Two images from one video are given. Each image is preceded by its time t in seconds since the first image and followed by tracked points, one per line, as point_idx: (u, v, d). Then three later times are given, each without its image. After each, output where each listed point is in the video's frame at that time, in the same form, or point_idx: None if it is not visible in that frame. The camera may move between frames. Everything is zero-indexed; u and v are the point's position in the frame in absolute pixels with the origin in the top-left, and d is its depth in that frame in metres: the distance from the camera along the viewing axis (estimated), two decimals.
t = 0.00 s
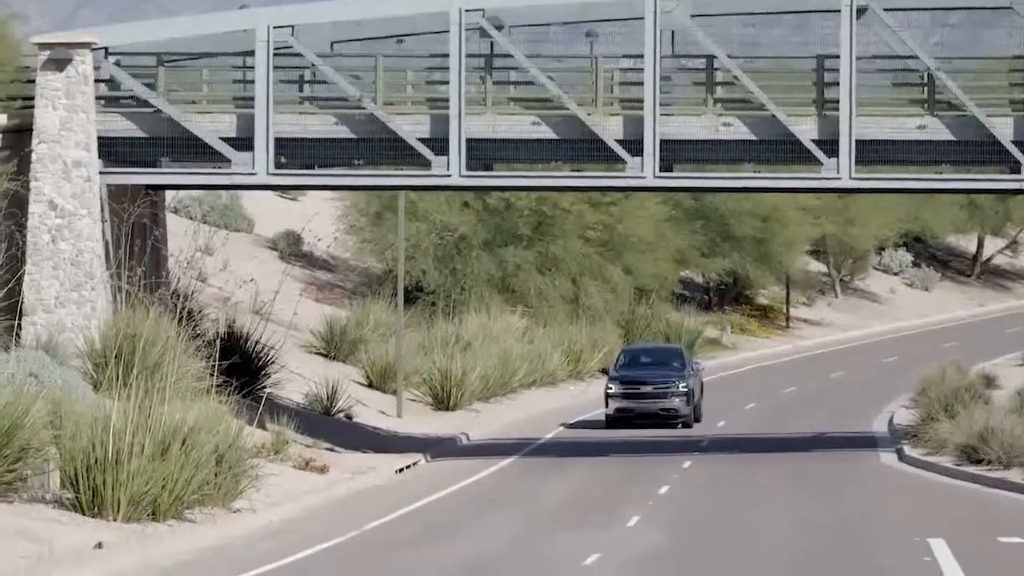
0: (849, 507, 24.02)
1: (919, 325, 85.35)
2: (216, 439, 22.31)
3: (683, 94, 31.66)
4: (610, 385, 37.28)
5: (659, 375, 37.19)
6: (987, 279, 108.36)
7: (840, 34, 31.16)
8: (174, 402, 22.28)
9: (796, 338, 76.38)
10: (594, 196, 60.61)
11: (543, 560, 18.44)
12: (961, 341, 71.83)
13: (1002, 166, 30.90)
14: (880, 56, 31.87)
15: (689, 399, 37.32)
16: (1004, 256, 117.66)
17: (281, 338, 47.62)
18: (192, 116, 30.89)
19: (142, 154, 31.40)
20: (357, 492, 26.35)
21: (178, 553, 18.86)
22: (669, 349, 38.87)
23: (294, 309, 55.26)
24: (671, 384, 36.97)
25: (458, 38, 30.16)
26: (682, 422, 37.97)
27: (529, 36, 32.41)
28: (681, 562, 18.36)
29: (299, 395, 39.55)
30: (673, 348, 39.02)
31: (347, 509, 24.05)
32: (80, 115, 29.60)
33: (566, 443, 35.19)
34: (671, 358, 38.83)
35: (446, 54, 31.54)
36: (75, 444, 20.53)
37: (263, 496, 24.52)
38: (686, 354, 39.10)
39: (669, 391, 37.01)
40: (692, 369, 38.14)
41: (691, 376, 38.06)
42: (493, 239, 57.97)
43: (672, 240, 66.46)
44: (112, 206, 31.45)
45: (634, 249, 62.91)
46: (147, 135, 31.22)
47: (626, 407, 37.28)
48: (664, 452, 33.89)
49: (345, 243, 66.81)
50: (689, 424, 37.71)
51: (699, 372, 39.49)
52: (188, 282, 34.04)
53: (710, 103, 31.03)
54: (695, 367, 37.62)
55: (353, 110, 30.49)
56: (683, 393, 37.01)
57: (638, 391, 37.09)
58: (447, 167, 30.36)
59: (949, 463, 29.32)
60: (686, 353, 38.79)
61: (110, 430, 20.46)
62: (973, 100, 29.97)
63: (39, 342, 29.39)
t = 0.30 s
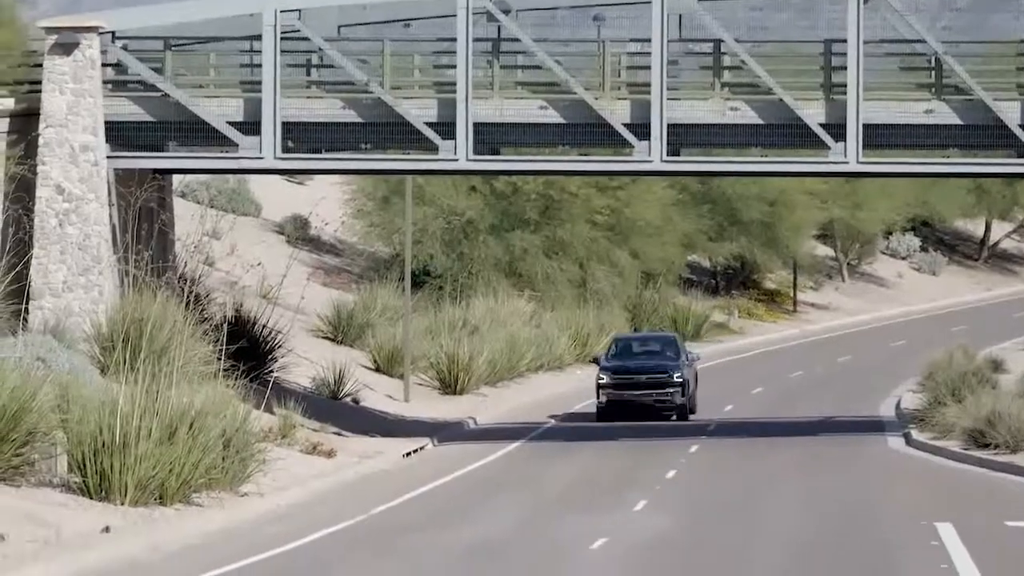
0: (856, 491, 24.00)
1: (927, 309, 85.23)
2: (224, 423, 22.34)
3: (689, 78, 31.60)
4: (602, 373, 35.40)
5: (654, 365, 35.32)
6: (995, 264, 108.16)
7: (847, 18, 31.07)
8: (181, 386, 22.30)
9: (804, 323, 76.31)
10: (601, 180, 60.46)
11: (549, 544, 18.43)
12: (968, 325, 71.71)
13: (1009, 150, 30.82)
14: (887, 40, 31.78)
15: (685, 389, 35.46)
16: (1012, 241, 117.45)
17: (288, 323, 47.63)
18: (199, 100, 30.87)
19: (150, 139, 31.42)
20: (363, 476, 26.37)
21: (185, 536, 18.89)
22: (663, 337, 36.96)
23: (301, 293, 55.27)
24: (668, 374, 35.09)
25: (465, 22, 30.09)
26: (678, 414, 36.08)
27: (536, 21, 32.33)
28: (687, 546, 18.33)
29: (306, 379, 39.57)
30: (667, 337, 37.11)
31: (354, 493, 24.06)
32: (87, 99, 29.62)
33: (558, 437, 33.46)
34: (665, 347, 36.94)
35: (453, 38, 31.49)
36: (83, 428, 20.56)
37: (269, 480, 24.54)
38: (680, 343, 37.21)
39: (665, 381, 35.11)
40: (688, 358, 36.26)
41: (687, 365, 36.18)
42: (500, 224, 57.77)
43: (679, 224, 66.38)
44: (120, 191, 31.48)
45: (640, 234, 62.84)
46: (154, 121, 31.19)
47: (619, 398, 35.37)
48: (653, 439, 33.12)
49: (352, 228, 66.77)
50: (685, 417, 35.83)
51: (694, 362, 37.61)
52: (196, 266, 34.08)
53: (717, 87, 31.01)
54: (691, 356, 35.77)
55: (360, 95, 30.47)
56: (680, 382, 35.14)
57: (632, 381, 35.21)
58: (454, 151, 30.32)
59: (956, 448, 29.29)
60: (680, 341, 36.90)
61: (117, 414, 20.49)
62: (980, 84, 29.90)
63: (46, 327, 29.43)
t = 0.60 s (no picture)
0: (863, 472, 24.03)
1: (935, 292, 85.18)
2: (232, 405, 22.36)
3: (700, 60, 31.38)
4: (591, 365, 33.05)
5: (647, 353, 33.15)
6: (1002, 246, 108.05)
7: None
8: (189, 368, 22.31)
9: (811, 305, 76.28)
10: (609, 161, 60.40)
11: (557, 527, 18.43)
12: (977, 307, 71.70)
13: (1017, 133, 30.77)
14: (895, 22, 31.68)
15: (681, 379, 33.28)
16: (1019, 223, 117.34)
17: (296, 305, 47.67)
18: (208, 82, 30.93)
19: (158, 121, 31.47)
20: (371, 459, 26.37)
21: (194, 518, 18.93)
22: (656, 325, 34.87)
23: (308, 275, 55.30)
24: (661, 363, 32.93)
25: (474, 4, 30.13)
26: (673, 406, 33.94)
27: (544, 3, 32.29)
28: (695, 529, 18.32)
29: (314, 361, 39.60)
30: (660, 325, 35.04)
31: (362, 475, 24.10)
32: (95, 81, 29.60)
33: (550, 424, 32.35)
34: (658, 335, 34.86)
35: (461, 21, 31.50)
36: (91, 410, 20.60)
37: (278, 462, 24.58)
38: (673, 331, 35.14)
39: (659, 371, 32.90)
40: (683, 347, 34.14)
41: (681, 354, 34.04)
42: (507, 206, 57.69)
43: (686, 206, 66.34)
44: (128, 173, 31.52)
45: (648, 216, 62.77)
46: (162, 103, 31.24)
47: (610, 389, 33.15)
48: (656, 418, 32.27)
49: (359, 210, 66.77)
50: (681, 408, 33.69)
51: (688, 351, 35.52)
52: (203, 248, 34.10)
53: (725, 69, 31.03)
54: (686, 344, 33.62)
55: (368, 77, 30.46)
56: (674, 371, 32.99)
57: (624, 372, 33.00)
58: (462, 133, 30.37)
59: (963, 430, 29.32)
60: (673, 329, 34.81)
61: (126, 396, 20.52)
62: (988, 66, 29.93)
63: (55, 309, 29.41)
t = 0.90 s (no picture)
0: (869, 458, 24.01)
1: (943, 277, 85.06)
2: (240, 390, 22.39)
3: (704, 45, 31.43)
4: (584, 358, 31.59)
5: (641, 346, 31.68)
6: (1010, 232, 107.85)
7: None
8: (196, 353, 22.34)
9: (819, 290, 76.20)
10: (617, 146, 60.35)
11: (565, 513, 18.42)
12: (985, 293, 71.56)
13: None
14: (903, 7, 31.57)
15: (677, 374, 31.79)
16: None
17: (304, 290, 47.70)
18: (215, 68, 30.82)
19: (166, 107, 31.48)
20: (379, 444, 26.39)
21: (202, 504, 18.96)
22: (653, 314, 33.28)
23: (316, 261, 55.37)
24: (655, 357, 31.45)
25: None
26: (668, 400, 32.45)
27: None
28: (702, 515, 18.29)
29: (322, 347, 39.65)
30: (656, 315, 33.42)
31: (370, 460, 24.15)
32: (103, 66, 29.63)
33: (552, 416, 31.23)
34: (653, 326, 33.29)
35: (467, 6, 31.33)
36: (98, 395, 20.59)
37: (285, 447, 24.62)
38: (672, 321, 33.56)
39: (653, 366, 31.42)
40: (679, 339, 32.58)
41: (678, 347, 32.51)
42: (515, 191, 57.78)
43: (693, 192, 66.26)
44: (135, 158, 31.54)
45: (655, 201, 62.63)
46: (169, 88, 31.18)
47: (602, 384, 31.67)
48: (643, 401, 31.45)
49: (366, 195, 66.76)
50: (676, 404, 32.22)
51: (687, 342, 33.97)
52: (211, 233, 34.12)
53: (733, 55, 30.95)
54: (682, 336, 32.12)
55: (376, 63, 30.42)
56: (669, 366, 31.50)
57: (618, 366, 31.56)
58: (469, 119, 30.29)
59: (971, 415, 29.27)
60: (669, 320, 33.24)
61: (133, 381, 20.54)
62: (996, 51, 29.71)
63: (62, 294, 29.51)
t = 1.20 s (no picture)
0: (878, 443, 23.96)
1: (953, 262, 84.89)
2: (249, 375, 22.44)
3: (715, 30, 31.27)
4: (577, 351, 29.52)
5: (637, 338, 29.52)
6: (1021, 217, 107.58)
7: None
8: (206, 338, 22.34)
9: (829, 276, 76.06)
10: (626, 132, 60.33)
11: (574, 499, 18.42)
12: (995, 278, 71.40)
13: None
14: None
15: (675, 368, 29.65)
16: None
17: (313, 276, 47.71)
18: (225, 54, 30.74)
19: (175, 92, 31.44)
20: (387, 430, 26.39)
21: (212, 489, 18.99)
22: (649, 305, 31.18)
23: (326, 247, 55.38)
24: (652, 349, 29.24)
25: None
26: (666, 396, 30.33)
27: None
28: (711, 500, 18.30)
29: (331, 332, 39.66)
30: (652, 306, 31.25)
31: (380, 445, 24.16)
32: (112, 52, 29.58)
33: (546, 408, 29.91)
34: (649, 318, 31.16)
35: None
36: (108, 380, 20.64)
37: (295, 433, 24.64)
38: (669, 313, 31.50)
39: (651, 359, 29.23)
40: (677, 331, 30.43)
41: (677, 339, 30.35)
42: (525, 176, 57.96)
43: (703, 177, 66.15)
44: (145, 143, 31.57)
45: (664, 188, 62.43)
46: (179, 74, 31.08)
47: (596, 378, 29.58)
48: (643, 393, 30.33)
49: (376, 181, 66.73)
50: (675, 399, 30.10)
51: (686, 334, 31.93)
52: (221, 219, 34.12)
53: (743, 40, 30.83)
54: (681, 328, 29.93)
55: (386, 48, 30.40)
56: (666, 360, 29.33)
57: (613, 359, 29.44)
58: (479, 105, 30.21)
59: (981, 400, 29.25)
60: (666, 311, 31.12)
61: (143, 366, 20.56)
62: (1005, 37, 29.70)
63: (72, 280, 29.55)
